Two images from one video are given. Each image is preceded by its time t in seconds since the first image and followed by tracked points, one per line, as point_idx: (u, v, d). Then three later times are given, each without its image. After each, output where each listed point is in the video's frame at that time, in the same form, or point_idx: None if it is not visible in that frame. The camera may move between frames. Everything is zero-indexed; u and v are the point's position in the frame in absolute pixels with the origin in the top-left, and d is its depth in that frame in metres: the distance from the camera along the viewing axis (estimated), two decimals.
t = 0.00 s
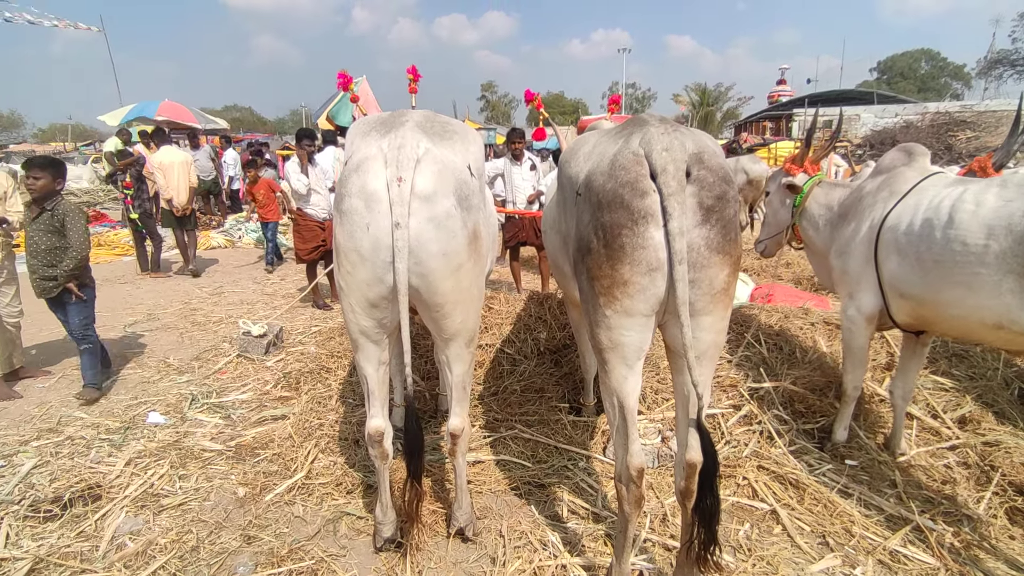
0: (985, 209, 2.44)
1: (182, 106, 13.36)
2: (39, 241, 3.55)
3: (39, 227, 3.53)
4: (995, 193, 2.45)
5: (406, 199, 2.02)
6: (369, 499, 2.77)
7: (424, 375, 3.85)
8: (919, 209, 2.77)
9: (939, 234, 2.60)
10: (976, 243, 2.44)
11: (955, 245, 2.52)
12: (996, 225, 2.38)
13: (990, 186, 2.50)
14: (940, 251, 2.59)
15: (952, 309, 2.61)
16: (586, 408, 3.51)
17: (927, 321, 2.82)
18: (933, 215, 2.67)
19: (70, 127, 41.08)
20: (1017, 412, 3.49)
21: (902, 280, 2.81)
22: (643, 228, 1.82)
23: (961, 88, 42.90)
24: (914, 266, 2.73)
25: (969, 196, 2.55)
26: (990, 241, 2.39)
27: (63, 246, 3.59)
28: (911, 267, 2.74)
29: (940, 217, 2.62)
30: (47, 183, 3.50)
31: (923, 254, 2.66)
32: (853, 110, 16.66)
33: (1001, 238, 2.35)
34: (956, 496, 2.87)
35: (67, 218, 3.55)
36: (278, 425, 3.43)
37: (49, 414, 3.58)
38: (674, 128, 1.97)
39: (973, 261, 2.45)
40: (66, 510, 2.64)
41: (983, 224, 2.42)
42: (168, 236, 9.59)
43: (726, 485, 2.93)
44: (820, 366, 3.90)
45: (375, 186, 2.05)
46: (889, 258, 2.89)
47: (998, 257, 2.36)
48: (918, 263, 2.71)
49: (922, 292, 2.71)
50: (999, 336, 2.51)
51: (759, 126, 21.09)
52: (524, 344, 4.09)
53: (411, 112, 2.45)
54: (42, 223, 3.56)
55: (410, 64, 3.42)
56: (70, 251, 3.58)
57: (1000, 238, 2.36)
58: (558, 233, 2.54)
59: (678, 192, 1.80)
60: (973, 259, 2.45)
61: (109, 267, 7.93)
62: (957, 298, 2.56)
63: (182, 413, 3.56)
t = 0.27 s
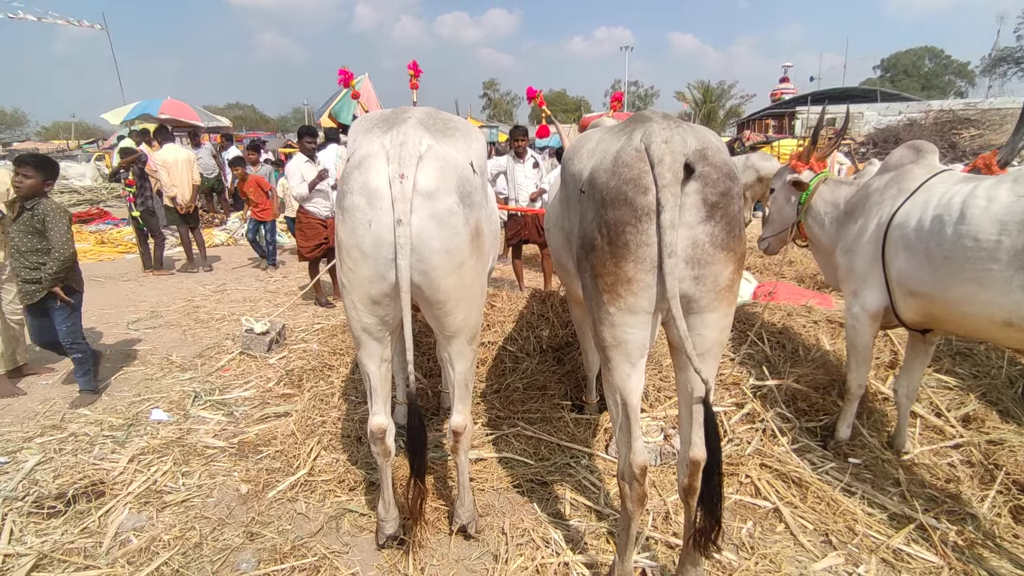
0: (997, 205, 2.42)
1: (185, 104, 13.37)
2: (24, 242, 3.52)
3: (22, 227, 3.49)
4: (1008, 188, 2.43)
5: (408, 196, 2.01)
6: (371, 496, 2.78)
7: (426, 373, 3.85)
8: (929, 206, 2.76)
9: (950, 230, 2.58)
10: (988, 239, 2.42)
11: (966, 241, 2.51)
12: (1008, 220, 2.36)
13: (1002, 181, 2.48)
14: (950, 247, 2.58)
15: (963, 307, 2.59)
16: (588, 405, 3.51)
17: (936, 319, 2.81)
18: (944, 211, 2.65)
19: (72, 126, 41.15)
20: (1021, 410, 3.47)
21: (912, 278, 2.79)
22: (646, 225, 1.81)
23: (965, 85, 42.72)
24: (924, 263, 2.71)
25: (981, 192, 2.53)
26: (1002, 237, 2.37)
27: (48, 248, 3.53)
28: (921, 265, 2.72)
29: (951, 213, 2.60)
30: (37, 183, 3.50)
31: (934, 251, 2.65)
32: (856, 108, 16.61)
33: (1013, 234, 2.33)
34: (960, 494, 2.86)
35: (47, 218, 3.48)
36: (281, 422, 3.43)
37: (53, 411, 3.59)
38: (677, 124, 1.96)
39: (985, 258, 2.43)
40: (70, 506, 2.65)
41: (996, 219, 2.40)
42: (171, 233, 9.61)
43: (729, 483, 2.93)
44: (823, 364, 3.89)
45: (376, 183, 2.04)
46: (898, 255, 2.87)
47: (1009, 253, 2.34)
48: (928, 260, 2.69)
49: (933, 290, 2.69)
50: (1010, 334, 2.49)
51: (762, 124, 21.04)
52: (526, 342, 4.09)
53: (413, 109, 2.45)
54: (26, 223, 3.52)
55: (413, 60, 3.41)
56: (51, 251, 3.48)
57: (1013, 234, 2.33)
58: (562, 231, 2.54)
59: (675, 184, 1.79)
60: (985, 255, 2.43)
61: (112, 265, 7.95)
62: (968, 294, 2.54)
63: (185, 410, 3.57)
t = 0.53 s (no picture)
0: (1009, 202, 2.40)
1: (187, 102, 13.39)
2: None
3: None
4: (1020, 185, 2.41)
5: (412, 193, 2.01)
6: (375, 494, 2.78)
7: (429, 371, 3.85)
8: (939, 203, 2.74)
9: (961, 228, 2.57)
10: (1000, 237, 2.40)
11: (977, 239, 2.49)
12: (1021, 218, 2.34)
13: (1014, 178, 2.46)
14: (962, 245, 2.56)
15: (973, 305, 2.58)
16: (591, 403, 3.51)
17: (945, 316, 2.79)
18: (954, 209, 2.64)
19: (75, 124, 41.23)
20: None
21: (922, 276, 2.78)
22: (656, 221, 1.80)
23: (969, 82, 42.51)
24: (934, 261, 2.69)
25: (992, 188, 2.52)
26: (1014, 234, 2.35)
27: None
28: (931, 262, 2.71)
29: (962, 211, 2.59)
30: None
31: (945, 249, 2.63)
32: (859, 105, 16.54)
33: None
34: (965, 492, 2.85)
35: None
36: (284, 420, 3.44)
37: (57, 409, 3.60)
38: (686, 120, 1.95)
39: (996, 255, 2.42)
40: (74, 504, 2.65)
41: (1008, 217, 2.39)
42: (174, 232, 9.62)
43: (733, 482, 2.92)
44: (827, 362, 3.88)
45: (380, 180, 2.04)
46: (906, 253, 2.86)
47: (1021, 250, 2.32)
48: (938, 258, 2.68)
49: (944, 288, 2.68)
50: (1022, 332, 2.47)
51: (765, 121, 20.96)
52: (529, 339, 4.09)
53: (416, 105, 2.44)
54: None
55: (416, 57, 3.39)
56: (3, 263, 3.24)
57: None
58: (568, 227, 2.53)
59: (683, 179, 1.78)
60: (997, 252, 2.41)
61: (116, 263, 7.97)
62: (979, 292, 2.52)
63: (189, 408, 3.57)
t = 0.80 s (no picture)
0: (1017, 199, 2.39)
1: (190, 101, 13.41)
2: None
3: None
4: None
5: (416, 190, 2.00)
6: (378, 492, 2.78)
7: (432, 368, 3.85)
8: (945, 200, 2.72)
9: (968, 225, 2.55)
10: (1007, 234, 2.39)
11: (985, 236, 2.47)
12: None
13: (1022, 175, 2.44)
14: (969, 243, 2.54)
15: (980, 303, 2.56)
16: (595, 401, 3.50)
17: (951, 314, 2.78)
18: (960, 206, 2.62)
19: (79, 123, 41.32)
20: None
21: (928, 274, 2.76)
22: (669, 218, 1.80)
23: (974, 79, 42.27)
24: (941, 259, 2.68)
25: (999, 186, 2.50)
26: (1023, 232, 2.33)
27: None
28: (937, 260, 2.69)
29: (969, 208, 2.57)
30: None
31: (951, 247, 2.62)
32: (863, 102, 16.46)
33: None
34: (971, 491, 2.84)
35: None
36: (288, 418, 3.44)
37: (62, 407, 3.61)
38: (700, 117, 1.94)
39: (1004, 253, 2.40)
40: (79, 501, 2.66)
41: (1016, 214, 2.37)
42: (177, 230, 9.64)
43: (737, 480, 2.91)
44: (831, 360, 3.87)
45: (383, 178, 2.03)
46: (912, 250, 2.84)
47: None
48: (945, 256, 2.66)
49: (950, 286, 2.66)
50: None
51: (768, 119, 20.89)
52: (532, 337, 4.08)
53: (419, 103, 2.43)
54: None
55: (419, 55, 3.38)
56: None
57: None
58: (576, 224, 2.52)
59: (700, 177, 1.77)
60: (1005, 250, 2.39)
61: (120, 261, 8.00)
62: (986, 290, 2.51)
63: (193, 406, 3.58)
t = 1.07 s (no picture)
0: (1020, 195, 2.37)
1: (193, 100, 13.44)
2: None
3: None
4: None
5: (418, 187, 2.00)
6: (381, 489, 2.78)
7: (435, 366, 3.85)
8: (948, 196, 2.70)
9: (971, 222, 2.54)
10: (1011, 231, 2.37)
11: (988, 233, 2.46)
12: None
13: None
14: (972, 240, 2.53)
15: (984, 300, 2.55)
16: (598, 399, 3.50)
17: (955, 311, 2.77)
18: (963, 203, 2.61)
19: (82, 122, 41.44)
20: None
21: (932, 271, 2.74)
22: (685, 215, 1.79)
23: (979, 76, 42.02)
24: (944, 256, 2.66)
25: (1003, 182, 2.48)
26: None
27: None
28: (942, 257, 2.67)
29: (971, 205, 2.56)
30: None
31: (955, 243, 2.60)
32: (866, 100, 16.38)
33: None
34: (975, 489, 2.82)
35: None
36: (290, 416, 3.45)
37: (66, 404, 3.62)
38: (717, 114, 1.93)
39: (1007, 250, 2.39)
40: (83, 498, 2.67)
41: (1019, 210, 2.35)
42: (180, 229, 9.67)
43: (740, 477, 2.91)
44: (835, 357, 3.86)
45: (385, 175, 2.03)
46: (916, 248, 2.83)
47: None
48: (949, 253, 2.64)
49: (954, 283, 2.64)
50: None
51: (771, 116, 20.81)
52: (535, 335, 4.08)
53: (421, 100, 2.42)
54: None
55: (420, 52, 3.35)
56: None
57: None
58: (586, 220, 2.52)
59: (716, 174, 1.77)
60: (1009, 247, 2.38)
61: (123, 260, 8.02)
62: (990, 288, 2.49)
63: (197, 404, 3.59)
